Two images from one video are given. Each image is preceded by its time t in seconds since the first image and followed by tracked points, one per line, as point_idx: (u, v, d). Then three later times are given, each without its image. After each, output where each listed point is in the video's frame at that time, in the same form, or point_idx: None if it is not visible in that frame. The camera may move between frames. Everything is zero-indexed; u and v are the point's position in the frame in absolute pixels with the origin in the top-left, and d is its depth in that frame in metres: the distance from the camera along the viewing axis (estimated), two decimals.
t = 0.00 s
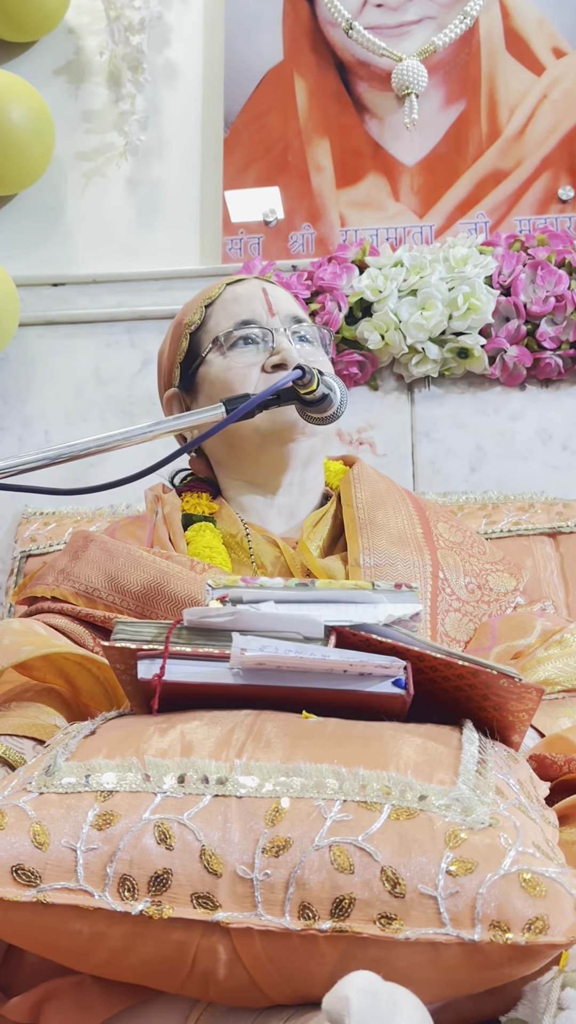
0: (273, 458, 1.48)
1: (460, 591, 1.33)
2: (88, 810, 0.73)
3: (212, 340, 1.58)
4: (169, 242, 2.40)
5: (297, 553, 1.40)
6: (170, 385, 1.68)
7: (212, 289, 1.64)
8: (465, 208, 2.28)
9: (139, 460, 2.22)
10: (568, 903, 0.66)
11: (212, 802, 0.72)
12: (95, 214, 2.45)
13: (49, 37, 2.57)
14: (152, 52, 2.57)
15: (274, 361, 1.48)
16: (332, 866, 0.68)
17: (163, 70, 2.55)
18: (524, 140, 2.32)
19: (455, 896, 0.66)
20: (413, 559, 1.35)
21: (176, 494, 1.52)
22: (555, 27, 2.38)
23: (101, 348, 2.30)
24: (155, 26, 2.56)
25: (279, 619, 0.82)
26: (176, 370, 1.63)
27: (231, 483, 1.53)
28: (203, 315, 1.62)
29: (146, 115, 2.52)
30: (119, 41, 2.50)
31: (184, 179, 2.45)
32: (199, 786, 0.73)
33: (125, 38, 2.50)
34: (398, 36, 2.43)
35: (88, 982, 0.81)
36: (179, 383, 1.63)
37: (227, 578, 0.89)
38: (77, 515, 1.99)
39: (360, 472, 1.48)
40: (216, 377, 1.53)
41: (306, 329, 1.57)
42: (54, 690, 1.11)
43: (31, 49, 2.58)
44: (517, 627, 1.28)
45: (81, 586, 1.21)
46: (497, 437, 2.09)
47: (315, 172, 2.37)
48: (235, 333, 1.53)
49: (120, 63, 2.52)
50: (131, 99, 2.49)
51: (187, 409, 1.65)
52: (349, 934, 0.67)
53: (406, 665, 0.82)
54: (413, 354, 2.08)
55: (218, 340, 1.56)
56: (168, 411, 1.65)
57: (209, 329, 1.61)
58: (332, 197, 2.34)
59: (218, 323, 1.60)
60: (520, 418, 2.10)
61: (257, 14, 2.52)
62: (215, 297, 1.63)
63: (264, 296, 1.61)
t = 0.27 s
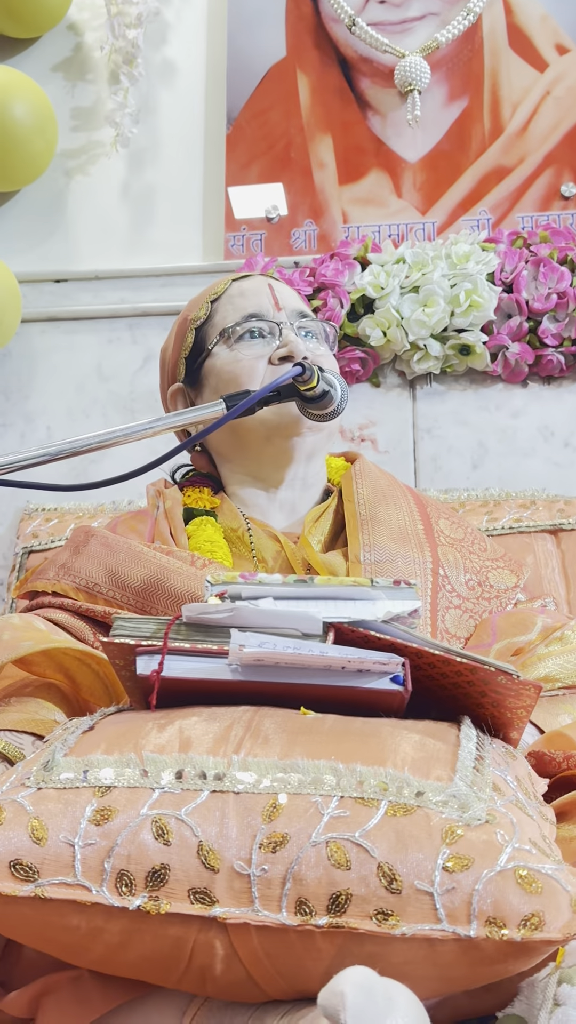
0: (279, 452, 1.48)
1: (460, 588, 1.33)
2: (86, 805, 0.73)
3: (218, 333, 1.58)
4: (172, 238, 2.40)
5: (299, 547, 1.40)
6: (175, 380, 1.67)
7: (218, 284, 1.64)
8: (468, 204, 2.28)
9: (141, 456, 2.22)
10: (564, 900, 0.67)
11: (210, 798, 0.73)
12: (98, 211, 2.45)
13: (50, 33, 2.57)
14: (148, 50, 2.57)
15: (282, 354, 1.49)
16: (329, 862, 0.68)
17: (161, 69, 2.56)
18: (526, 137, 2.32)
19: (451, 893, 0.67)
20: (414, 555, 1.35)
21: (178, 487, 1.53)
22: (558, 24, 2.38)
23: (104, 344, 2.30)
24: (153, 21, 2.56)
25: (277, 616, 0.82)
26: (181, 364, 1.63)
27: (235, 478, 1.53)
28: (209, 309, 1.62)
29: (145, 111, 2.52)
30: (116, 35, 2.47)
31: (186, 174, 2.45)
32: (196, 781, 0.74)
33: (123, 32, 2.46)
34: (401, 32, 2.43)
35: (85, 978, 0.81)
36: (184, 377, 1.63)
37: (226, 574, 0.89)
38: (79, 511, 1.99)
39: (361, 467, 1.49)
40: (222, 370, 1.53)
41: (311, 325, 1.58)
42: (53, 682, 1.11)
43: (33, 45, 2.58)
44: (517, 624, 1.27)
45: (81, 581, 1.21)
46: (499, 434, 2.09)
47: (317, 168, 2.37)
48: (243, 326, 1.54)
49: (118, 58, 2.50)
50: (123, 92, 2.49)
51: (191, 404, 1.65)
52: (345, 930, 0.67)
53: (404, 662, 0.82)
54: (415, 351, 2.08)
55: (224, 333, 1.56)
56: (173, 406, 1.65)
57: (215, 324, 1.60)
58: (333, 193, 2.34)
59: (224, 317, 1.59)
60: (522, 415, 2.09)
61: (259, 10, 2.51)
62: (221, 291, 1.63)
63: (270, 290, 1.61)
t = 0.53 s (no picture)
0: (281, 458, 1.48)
1: (463, 587, 1.34)
2: (88, 804, 0.73)
3: (226, 330, 1.58)
4: (176, 237, 2.40)
5: (303, 545, 1.40)
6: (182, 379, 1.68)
7: (226, 283, 1.64)
8: (471, 202, 2.28)
9: (143, 455, 2.22)
10: (564, 899, 0.67)
11: (211, 797, 0.73)
12: (101, 210, 2.45)
13: (53, 32, 2.58)
14: (154, 49, 2.57)
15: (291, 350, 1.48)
16: (329, 861, 0.69)
17: (165, 70, 2.56)
18: (529, 135, 2.31)
19: (451, 892, 0.67)
20: (417, 554, 1.35)
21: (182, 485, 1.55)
22: (561, 23, 2.38)
23: (107, 342, 2.30)
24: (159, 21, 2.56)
25: (279, 615, 0.83)
26: (189, 362, 1.63)
27: (238, 479, 1.55)
28: (217, 307, 1.62)
29: (148, 110, 2.53)
30: (120, 34, 2.47)
31: (189, 173, 2.46)
32: (198, 780, 0.74)
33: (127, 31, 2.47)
34: (404, 31, 2.43)
35: (88, 975, 0.82)
36: (191, 375, 1.64)
37: (228, 574, 0.89)
38: (82, 510, 1.99)
39: (365, 466, 1.49)
40: (230, 367, 1.54)
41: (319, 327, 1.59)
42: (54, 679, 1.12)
43: (36, 44, 2.59)
44: (520, 623, 1.27)
45: (84, 578, 1.20)
46: (501, 433, 2.09)
47: (320, 167, 2.37)
48: (252, 323, 1.54)
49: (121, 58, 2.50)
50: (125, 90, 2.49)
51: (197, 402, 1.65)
52: (346, 929, 0.67)
53: (405, 662, 0.82)
54: (417, 350, 2.08)
55: (233, 330, 1.56)
56: (179, 405, 1.66)
57: (223, 321, 1.60)
58: (336, 192, 2.34)
59: (232, 315, 1.60)
60: (524, 414, 2.09)
61: (262, 10, 2.52)
62: (229, 290, 1.63)
63: (279, 289, 1.61)
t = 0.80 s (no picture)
0: (282, 454, 1.49)
1: (463, 582, 1.33)
2: (85, 799, 0.73)
3: (229, 325, 1.59)
4: (178, 234, 2.40)
5: (305, 538, 1.41)
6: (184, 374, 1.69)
7: (230, 280, 1.66)
8: (473, 199, 2.27)
9: (144, 452, 2.22)
10: (563, 894, 0.67)
11: (209, 793, 0.73)
12: (101, 206, 2.44)
13: (54, 28, 2.57)
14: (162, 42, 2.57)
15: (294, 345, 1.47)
16: (327, 856, 0.68)
17: (174, 61, 2.56)
18: (531, 132, 2.31)
19: (449, 888, 0.67)
20: (418, 548, 1.35)
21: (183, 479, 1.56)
22: (563, 19, 2.37)
23: (107, 339, 2.30)
24: (165, 16, 2.56)
25: (278, 611, 0.82)
26: (191, 358, 1.64)
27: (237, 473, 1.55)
28: (220, 304, 1.63)
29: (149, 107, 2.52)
30: (130, 32, 2.50)
31: (190, 170, 2.45)
32: (195, 776, 0.74)
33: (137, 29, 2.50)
34: (406, 28, 2.43)
35: (85, 971, 0.81)
36: (194, 371, 1.65)
37: (226, 569, 0.89)
38: (82, 507, 1.99)
39: (367, 461, 1.50)
40: (232, 359, 1.54)
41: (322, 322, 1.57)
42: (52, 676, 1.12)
43: (37, 40, 2.59)
44: (520, 617, 1.27)
45: (84, 572, 1.21)
46: (503, 430, 2.09)
47: (321, 164, 2.37)
48: (256, 318, 1.54)
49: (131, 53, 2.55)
50: (144, 91, 2.50)
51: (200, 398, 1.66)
52: (344, 925, 0.67)
53: (404, 657, 0.82)
54: (419, 346, 2.08)
55: (236, 323, 1.57)
56: (181, 400, 1.67)
57: (226, 317, 1.62)
58: (338, 189, 2.34)
59: (235, 311, 1.61)
60: (526, 410, 2.09)
61: (263, 7, 2.52)
62: (232, 287, 1.64)
63: (282, 286, 1.62)
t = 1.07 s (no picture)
0: (287, 454, 1.49)
1: (466, 582, 1.33)
2: (92, 801, 0.73)
3: (236, 325, 1.59)
4: (182, 235, 2.40)
5: (310, 537, 1.41)
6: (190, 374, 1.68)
7: (238, 281, 1.66)
8: (475, 200, 2.27)
9: (147, 452, 2.22)
10: (569, 897, 0.67)
11: (216, 795, 0.73)
12: (104, 207, 2.45)
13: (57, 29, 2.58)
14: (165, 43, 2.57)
15: (300, 346, 1.47)
16: (334, 858, 0.69)
17: (180, 61, 2.56)
18: (533, 132, 2.31)
19: (456, 889, 0.67)
20: (422, 548, 1.35)
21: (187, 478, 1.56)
22: (565, 19, 2.37)
23: (110, 340, 2.30)
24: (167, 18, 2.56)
25: (284, 613, 0.83)
26: (198, 358, 1.64)
27: (241, 472, 1.55)
28: (228, 304, 1.63)
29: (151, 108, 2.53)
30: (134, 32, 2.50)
31: (193, 170, 2.45)
32: (202, 778, 0.74)
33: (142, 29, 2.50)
34: (408, 28, 2.43)
35: (92, 972, 0.82)
36: (200, 370, 1.64)
37: (232, 571, 0.91)
38: (85, 508, 1.99)
39: (371, 461, 1.50)
40: (239, 359, 1.54)
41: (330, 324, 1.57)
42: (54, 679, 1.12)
43: (40, 42, 2.59)
44: (524, 617, 1.25)
45: (88, 573, 1.21)
46: (506, 430, 2.09)
47: (324, 165, 2.37)
48: (263, 318, 1.54)
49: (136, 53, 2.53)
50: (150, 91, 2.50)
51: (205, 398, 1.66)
52: (351, 927, 0.68)
53: (409, 658, 0.82)
54: (422, 346, 2.08)
55: (243, 324, 1.57)
56: (187, 400, 1.67)
57: (233, 317, 1.62)
58: (341, 190, 2.34)
59: (243, 311, 1.61)
60: (529, 411, 2.09)
61: (266, 8, 2.52)
62: (240, 288, 1.64)
63: (290, 289, 1.62)
